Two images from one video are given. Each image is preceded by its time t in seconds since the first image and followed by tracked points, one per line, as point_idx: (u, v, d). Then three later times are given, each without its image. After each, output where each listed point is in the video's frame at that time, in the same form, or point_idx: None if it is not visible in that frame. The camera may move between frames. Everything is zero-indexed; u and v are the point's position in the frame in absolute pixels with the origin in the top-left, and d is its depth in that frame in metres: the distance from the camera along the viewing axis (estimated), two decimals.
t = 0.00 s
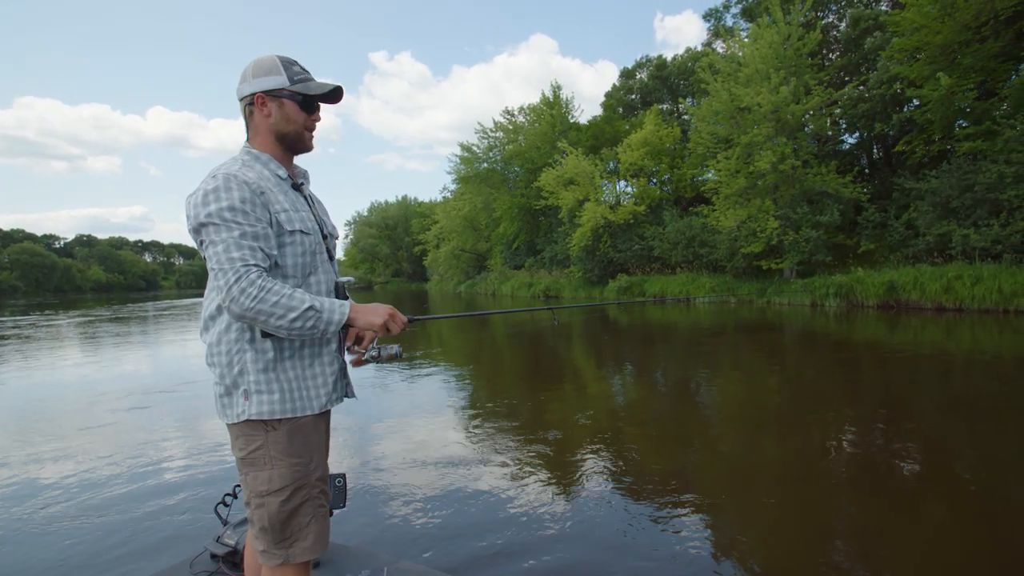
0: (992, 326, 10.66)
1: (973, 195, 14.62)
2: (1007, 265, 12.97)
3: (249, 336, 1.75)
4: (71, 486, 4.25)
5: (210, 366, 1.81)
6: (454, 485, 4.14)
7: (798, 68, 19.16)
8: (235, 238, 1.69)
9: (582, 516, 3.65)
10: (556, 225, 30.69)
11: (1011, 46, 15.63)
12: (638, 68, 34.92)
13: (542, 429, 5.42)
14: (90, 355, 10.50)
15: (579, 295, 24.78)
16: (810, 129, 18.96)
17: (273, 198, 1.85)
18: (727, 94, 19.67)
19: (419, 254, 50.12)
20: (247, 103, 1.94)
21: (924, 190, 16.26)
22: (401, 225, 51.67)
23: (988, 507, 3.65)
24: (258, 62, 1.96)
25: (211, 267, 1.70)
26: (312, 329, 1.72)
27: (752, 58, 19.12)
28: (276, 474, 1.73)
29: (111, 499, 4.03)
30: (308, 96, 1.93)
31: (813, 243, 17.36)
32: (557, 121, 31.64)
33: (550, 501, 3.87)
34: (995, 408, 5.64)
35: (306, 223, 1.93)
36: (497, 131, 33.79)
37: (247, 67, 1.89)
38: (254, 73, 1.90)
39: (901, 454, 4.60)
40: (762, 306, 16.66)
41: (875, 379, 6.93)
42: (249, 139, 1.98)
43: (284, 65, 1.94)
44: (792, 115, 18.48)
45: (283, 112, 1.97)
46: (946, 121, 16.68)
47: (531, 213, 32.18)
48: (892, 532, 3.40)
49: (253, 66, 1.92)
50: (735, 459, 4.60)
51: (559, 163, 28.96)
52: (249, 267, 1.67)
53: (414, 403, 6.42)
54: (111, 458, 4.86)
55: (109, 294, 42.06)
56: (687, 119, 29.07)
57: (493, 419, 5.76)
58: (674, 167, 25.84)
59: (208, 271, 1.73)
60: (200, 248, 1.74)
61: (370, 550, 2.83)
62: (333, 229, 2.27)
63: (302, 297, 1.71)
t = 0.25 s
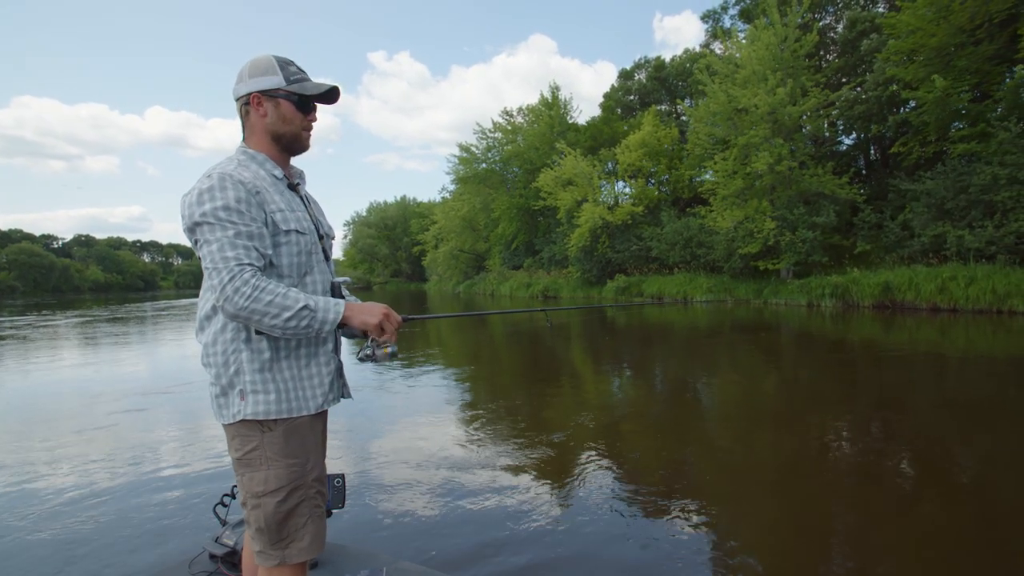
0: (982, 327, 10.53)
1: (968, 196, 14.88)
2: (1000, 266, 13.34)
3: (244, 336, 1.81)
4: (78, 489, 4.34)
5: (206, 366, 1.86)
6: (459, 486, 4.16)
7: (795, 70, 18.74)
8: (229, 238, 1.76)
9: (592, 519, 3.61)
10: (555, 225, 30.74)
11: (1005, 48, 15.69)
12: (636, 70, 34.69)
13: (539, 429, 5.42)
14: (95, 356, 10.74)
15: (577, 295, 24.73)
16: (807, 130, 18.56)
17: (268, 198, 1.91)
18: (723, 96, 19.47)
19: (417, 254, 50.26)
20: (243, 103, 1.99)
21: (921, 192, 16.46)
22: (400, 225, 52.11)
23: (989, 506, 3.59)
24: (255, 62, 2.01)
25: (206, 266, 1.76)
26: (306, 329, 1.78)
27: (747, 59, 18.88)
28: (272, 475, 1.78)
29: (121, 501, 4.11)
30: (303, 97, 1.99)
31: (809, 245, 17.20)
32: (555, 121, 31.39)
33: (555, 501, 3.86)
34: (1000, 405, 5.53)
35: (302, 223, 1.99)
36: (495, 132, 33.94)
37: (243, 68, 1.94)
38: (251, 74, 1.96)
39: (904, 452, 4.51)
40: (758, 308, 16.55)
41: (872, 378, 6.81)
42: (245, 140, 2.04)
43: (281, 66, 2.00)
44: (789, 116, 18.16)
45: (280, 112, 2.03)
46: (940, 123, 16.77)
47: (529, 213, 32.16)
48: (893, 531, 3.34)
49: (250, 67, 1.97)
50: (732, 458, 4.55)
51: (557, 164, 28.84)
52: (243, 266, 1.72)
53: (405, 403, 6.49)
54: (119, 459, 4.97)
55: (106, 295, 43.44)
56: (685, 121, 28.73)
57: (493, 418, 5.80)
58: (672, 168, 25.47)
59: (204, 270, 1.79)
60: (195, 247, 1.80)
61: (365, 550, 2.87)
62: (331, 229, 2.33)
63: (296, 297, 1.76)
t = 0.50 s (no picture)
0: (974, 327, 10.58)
1: (961, 198, 14.95)
2: (993, 266, 13.50)
3: (240, 335, 1.81)
4: (71, 491, 4.32)
5: (201, 365, 1.87)
6: (455, 486, 4.15)
7: (792, 71, 18.79)
8: (226, 237, 1.76)
9: (588, 519, 3.60)
10: (552, 225, 30.78)
11: (999, 51, 15.89)
12: (633, 70, 34.77)
13: (536, 429, 5.42)
14: (92, 356, 10.72)
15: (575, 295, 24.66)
16: (803, 131, 18.62)
17: (265, 197, 1.91)
18: (720, 97, 19.44)
19: (416, 254, 50.27)
20: (240, 102, 1.99)
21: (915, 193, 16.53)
22: (398, 225, 52.09)
23: (984, 505, 3.61)
24: (251, 61, 2.01)
25: (202, 265, 1.76)
26: (304, 327, 1.78)
27: (744, 61, 18.90)
28: (267, 474, 1.78)
29: (115, 502, 4.09)
30: (300, 95, 1.99)
31: (805, 245, 17.19)
32: (553, 122, 31.51)
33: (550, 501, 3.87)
34: (992, 405, 5.56)
35: (299, 222, 1.99)
36: (493, 132, 34.01)
37: (239, 67, 1.95)
38: (247, 73, 1.96)
39: (899, 452, 4.52)
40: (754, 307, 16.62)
41: (868, 378, 6.83)
42: (241, 139, 2.04)
43: (277, 65, 2.00)
44: (785, 118, 18.19)
45: (276, 111, 2.02)
46: (936, 125, 16.78)
47: (526, 213, 32.17)
48: (890, 531, 3.35)
49: (246, 66, 1.97)
50: (729, 457, 4.55)
51: (556, 164, 28.88)
52: (239, 265, 1.72)
53: (406, 403, 6.47)
54: (113, 461, 4.94)
55: (104, 294, 43.31)
56: (683, 121, 28.75)
57: (491, 419, 5.79)
58: (669, 168, 25.50)
59: (200, 269, 1.79)
60: (191, 245, 1.80)
61: (361, 549, 2.86)
62: (327, 228, 2.33)
63: (293, 295, 1.76)
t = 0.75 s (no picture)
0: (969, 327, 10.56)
1: (955, 198, 15.03)
2: (987, 266, 13.60)
3: (237, 335, 1.80)
4: (69, 490, 4.31)
5: (199, 364, 1.86)
6: (452, 485, 4.15)
7: (788, 72, 18.79)
8: (223, 236, 1.75)
9: (585, 517, 3.61)
10: (550, 225, 30.79)
11: (993, 52, 15.98)
12: (632, 70, 34.86)
13: (533, 428, 5.41)
14: (88, 355, 10.68)
15: (572, 295, 24.67)
16: (800, 131, 18.63)
17: (263, 196, 1.91)
18: (717, 97, 19.62)
19: (415, 254, 50.25)
20: (238, 100, 1.99)
21: (910, 193, 16.61)
22: (396, 225, 52.04)
23: (980, 505, 3.62)
24: (250, 59, 2.00)
25: (200, 264, 1.76)
26: (302, 328, 1.78)
27: (741, 62, 18.94)
28: (265, 474, 1.78)
29: (113, 502, 4.08)
30: (298, 94, 1.99)
31: (801, 245, 17.25)
32: (551, 122, 31.62)
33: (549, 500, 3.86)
34: (985, 404, 5.59)
35: (297, 222, 1.98)
36: (491, 132, 34.06)
37: (238, 65, 1.94)
38: (246, 71, 1.96)
39: (894, 452, 4.53)
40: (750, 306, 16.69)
41: (863, 378, 6.85)
42: (239, 137, 2.04)
43: (276, 64, 1.99)
44: (781, 118, 18.23)
45: (275, 109, 2.02)
46: (931, 125, 16.85)
47: (525, 213, 32.38)
48: (887, 531, 3.35)
49: (244, 64, 1.96)
50: (726, 457, 4.55)
51: (553, 163, 28.93)
52: (237, 264, 1.72)
53: (404, 403, 6.46)
54: (111, 460, 4.93)
55: (102, 295, 43.09)
56: (680, 121, 28.83)
57: (488, 418, 5.79)
58: (667, 168, 25.53)
59: (198, 268, 1.79)
60: (189, 243, 1.80)
61: (359, 547, 2.86)
62: (325, 228, 2.33)
63: (291, 295, 1.76)
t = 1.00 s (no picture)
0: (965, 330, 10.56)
1: (951, 201, 15.09)
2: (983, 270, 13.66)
3: (236, 333, 1.80)
4: (66, 487, 4.31)
5: (198, 361, 1.86)
6: (450, 484, 4.15)
7: (787, 75, 18.81)
8: (222, 234, 1.75)
9: (582, 517, 3.61)
10: (549, 225, 30.81)
11: (990, 57, 16.03)
12: (632, 71, 34.91)
13: (530, 428, 5.42)
14: (86, 352, 10.66)
15: (570, 295, 24.68)
16: (799, 133, 18.65)
17: (263, 194, 1.91)
18: (716, 99, 19.70)
19: (414, 253, 50.23)
20: (241, 98, 1.99)
21: (907, 196, 16.67)
22: (396, 224, 51.95)
23: (975, 507, 3.63)
24: (252, 57, 2.00)
25: (199, 261, 1.76)
26: (300, 326, 1.77)
27: (741, 64, 18.98)
28: (264, 472, 1.78)
29: (111, 499, 4.08)
30: (301, 92, 1.98)
31: (798, 247, 17.33)
32: (551, 122, 31.64)
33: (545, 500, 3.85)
34: (979, 407, 5.62)
35: (297, 220, 1.98)
36: (491, 132, 34.08)
37: (241, 63, 1.94)
38: (249, 69, 1.96)
39: (890, 454, 4.55)
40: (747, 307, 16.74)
41: (859, 380, 6.87)
42: (241, 135, 2.03)
43: (279, 62, 1.99)
44: (780, 121, 18.27)
45: (278, 108, 2.02)
46: (929, 128, 16.90)
47: (524, 213, 32.44)
48: (881, 533, 3.36)
49: (247, 62, 1.97)
50: (723, 458, 4.56)
51: (553, 163, 28.96)
52: (235, 262, 1.72)
53: (402, 402, 6.44)
54: (108, 457, 4.92)
55: (101, 291, 42.96)
56: (679, 122, 28.86)
57: (487, 418, 5.79)
58: (666, 169, 25.56)
59: (197, 265, 1.79)
60: (188, 241, 1.80)
61: (357, 545, 2.86)
62: (327, 227, 2.33)
63: (289, 294, 1.76)
